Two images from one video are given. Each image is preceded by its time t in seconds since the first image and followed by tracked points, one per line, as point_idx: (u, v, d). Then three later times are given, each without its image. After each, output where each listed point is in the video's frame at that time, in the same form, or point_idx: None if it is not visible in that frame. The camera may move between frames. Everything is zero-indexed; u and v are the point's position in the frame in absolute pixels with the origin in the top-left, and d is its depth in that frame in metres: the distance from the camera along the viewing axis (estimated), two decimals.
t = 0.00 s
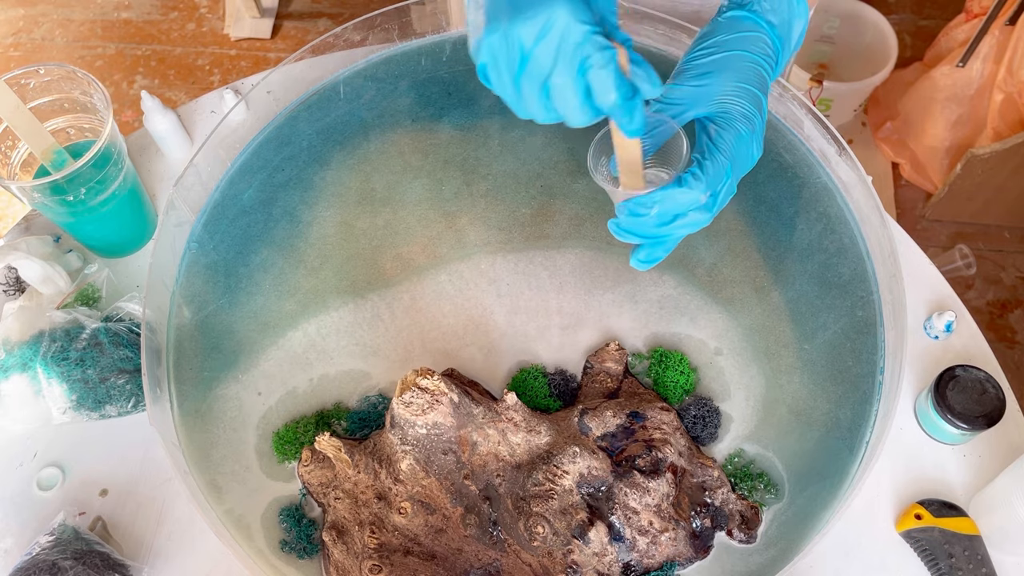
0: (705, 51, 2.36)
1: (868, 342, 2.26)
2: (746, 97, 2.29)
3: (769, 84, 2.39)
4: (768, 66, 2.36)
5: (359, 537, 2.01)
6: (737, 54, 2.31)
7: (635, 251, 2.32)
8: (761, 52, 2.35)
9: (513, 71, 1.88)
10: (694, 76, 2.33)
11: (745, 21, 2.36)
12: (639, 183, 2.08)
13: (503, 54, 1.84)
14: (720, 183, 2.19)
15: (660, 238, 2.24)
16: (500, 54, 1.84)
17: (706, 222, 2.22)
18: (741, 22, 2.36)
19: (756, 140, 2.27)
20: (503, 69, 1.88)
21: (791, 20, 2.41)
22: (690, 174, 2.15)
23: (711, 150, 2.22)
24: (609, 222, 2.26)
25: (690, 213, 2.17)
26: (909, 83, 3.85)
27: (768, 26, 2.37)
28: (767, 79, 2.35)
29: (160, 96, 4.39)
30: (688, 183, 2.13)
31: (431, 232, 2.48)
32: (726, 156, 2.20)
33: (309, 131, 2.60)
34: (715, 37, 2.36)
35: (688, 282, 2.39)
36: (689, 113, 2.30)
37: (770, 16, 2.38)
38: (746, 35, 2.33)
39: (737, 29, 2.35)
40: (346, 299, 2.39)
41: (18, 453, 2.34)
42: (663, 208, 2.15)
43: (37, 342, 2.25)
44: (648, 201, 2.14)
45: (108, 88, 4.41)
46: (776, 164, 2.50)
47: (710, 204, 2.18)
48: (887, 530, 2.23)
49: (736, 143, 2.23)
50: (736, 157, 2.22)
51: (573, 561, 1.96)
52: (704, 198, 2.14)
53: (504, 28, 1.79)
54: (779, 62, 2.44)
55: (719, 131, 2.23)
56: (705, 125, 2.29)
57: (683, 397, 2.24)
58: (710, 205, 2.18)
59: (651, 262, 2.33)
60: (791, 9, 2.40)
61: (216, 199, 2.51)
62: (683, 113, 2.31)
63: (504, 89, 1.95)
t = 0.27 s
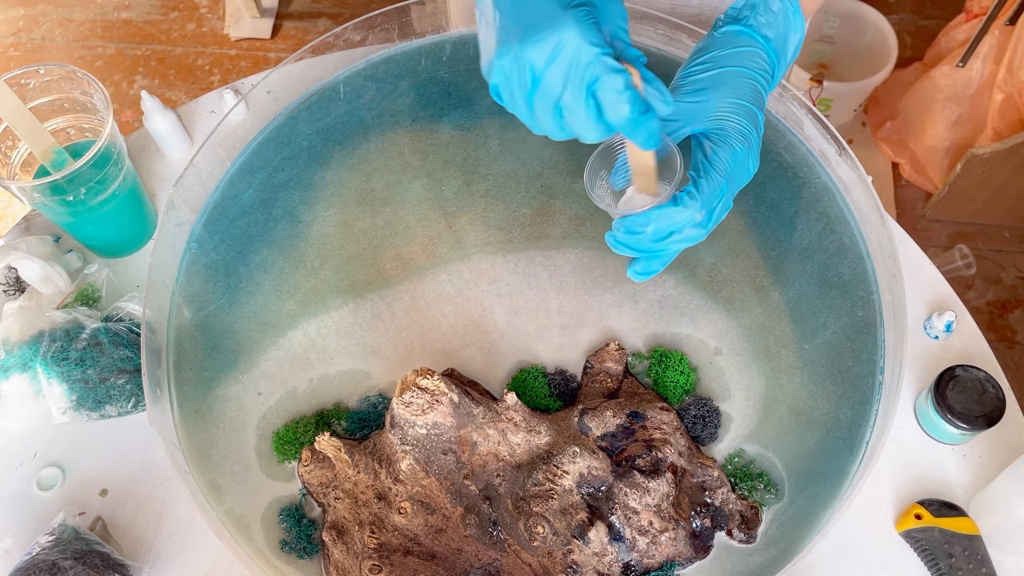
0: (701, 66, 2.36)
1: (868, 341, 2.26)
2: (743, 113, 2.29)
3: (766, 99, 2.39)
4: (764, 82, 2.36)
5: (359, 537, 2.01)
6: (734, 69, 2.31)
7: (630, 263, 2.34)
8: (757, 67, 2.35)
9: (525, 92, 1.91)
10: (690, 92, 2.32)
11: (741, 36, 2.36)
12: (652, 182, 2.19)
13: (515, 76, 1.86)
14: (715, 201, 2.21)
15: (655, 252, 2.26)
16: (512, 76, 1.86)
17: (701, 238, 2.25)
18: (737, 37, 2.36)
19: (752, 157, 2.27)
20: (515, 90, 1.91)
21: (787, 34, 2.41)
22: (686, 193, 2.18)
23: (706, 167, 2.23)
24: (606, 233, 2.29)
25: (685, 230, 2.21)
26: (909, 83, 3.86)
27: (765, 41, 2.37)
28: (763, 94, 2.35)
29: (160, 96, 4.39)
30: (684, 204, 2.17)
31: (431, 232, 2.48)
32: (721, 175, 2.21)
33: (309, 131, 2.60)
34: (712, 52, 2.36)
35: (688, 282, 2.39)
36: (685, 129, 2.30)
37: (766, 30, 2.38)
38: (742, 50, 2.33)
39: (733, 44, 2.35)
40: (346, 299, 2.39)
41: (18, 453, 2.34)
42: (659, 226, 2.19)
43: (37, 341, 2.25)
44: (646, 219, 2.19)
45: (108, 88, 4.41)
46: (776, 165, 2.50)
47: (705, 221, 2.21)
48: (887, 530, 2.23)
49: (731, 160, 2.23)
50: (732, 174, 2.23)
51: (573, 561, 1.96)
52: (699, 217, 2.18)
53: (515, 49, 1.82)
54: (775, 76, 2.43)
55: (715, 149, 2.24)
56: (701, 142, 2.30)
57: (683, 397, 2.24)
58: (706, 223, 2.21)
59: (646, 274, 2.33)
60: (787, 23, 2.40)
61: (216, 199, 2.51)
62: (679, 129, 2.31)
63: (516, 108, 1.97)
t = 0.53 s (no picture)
0: (691, 71, 2.35)
1: (868, 341, 2.26)
2: (732, 119, 2.29)
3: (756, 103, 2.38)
4: (754, 87, 2.35)
5: (359, 537, 2.01)
6: (722, 75, 2.31)
7: (621, 265, 2.33)
8: (746, 72, 2.34)
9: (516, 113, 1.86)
10: (678, 97, 2.31)
11: (731, 41, 2.35)
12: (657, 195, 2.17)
13: (503, 96, 1.80)
14: (704, 208, 2.21)
15: (644, 257, 2.25)
16: (501, 96, 1.81)
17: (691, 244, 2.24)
18: (726, 42, 2.35)
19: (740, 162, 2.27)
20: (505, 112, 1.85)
21: (777, 38, 2.40)
22: (676, 200, 2.17)
23: (694, 173, 2.22)
24: (599, 237, 2.29)
25: (675, 237, 2.20)
26: (909, 83, 3.86)
27: (755, 45, 2.36)
28: (752, 99, 2.35)
29: (160, 96, 4.39)
30: (673, 211, 2.15)
31: (431, 232, 2.48)
32: (709, 181, 2.21)
33: (309, 131, 2.60)
34: (701, 57, 2.35)
35: (688, 282, 2.39)
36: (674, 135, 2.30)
37: (756, 35, 2.36)
38: (732, 55, 2.32)
39: (722, 49, 2.34)
40: (346, 299, 2.39)
41: (18, 453, 2.34)
42: (649, 232, 2.19)
43: (37, 341, 2.25)
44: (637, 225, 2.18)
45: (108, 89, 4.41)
46: (776, 165, 2.50)
47: (695, 227, 2.20)
48: (887, 530, 2.23)
49: (719, 166, 2.22)
50: (720, 180, 2.23)
51: (573, 561, 1.96)
52: (689, 223, 2.17)
53: (502, 71, 1.77)
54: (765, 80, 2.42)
55: (703, 154, 2.23)
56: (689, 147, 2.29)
57: (683, 397, 2.24)
58: (695, 229, 2.20)
59: (636, 277, 2.33)
60: (777, 27, 2.38)
61: (216, 199, 2.51)
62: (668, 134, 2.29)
63: (506, 128, 1.92)
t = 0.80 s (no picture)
0: (692, 66, 2.34)
1: (868, 342, 2.26)
2: (734, 114, 2.29)
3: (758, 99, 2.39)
4: (756, 82, 2.35)
5: (359, 537, 2.01)
6: (724, 70, 2.31)
7: (622, 261, 2.32)
8: (748, 67, 2.34)
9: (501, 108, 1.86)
10: (680, 93, 2.32)
11: (733, 35, 2.35)
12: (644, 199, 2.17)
13: (489, 91, 1.80)
14: (707, 205, 2.21)
15: (646, 254, 2.25)
16: (488, 92, 1.82)
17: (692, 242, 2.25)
18: (728, 36, 2.35)
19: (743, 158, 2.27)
20: (489, 107, 1.86)
21: (778, 32, 2.39)
22: (678, 198, 2.16)
23: (697, 169, 2.23)
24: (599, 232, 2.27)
25: (677, 234, 2.19)
26: (909, 83, 3.86)
27: (756, 40, 2.36)
28: (754, 94, 2.35)
29: (160, 96, 4.39)
30: (676, 209, 2.15)
31: (431, 232, 2.48)
32: (712, 177, 2.21)
33: (309, 131, 2.60)
34: (703, 52, 2.34)
35: (688, 282, 2.39)
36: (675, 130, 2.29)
37: (758, 29, 2.36)
38: (733, 50, 2.32)
39: (724, 43, 2.34)
40: (346, 299, 2.39)
41: (18, 453, 2.34)
42: (651, 231, 2.18)
43: (37, 341, 2.25)
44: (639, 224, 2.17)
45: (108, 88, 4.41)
46: (776, 165, 2.50)
47: (698, 225, 2.20)
48: (887, 530, 2.23)
49: (722, 163, 2.23)
50: (722, 176, 2.23)
51: (573, 561, 1.96)
52: (692, 221, 2.16)
53: (491, 66, 1.77)
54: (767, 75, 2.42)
55: (705, 150, 2.24)
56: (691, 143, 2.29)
57: (683, 397, 2.24)
58: (698, 227, 2.20)
59: (637, 272, 2.33)
60: (779, 21, 2.37)
61: (216, 199, 2.51)
62: (670, 130, 2.29)
63: (490, 122, 1.93)
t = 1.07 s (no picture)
0: (682, 59, 2.34)
1: (868, 342, 2.26)
2: (724, 109, 2.29)
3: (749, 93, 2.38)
4: (747, 76, 2.35)
5: (359, 537, 2.01)
6: (714, 64, 2.30)
7: (605, 251, 2.33)
8: (740, 62, 2.33)
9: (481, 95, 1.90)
10: (670, 86, 2.31)
11: (725, 29, 2.34)
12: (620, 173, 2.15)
13: (472, 76, 1.85)
14: (696, 202, 2.21)
15: (631, 247, 2.26)
16: (470, 77, 1.86)
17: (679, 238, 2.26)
18: (721, 30, 2.34)
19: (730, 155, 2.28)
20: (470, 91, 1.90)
21: (772, 25, 2.38)
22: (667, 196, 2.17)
23: (685, 166, 2.24)
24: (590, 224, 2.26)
25: (664, 232, 2.21)
26: (909, 83, 3.86)
27: (749, 33, 2.35)
28: (745, 89, 2.34)
29: (160, 96, 4.39)
30: (664, 208, 2.16)
31: (431, 232, 2.48)
32: (700, 174, 2.22)
33: (309, 131, 2.60)
34: (694, 45, 2.34)
35: (688, 282, 2.39)
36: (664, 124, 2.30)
37: (751, 22, 2.35)
38: (725, 44, 2.31)
39: (716, 37, 2.33)
40: (346, 299, 2.39)
41: (18, 453, 2.34)
42: (639, 228, 2.19)
43: (37, 341, 2.25)
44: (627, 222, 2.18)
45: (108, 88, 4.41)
46: (776, 164, 2.50)
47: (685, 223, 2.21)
48: (887, 530, 2.22)
49: (710, 159, 2.24)
50: (710, 173, 2.24)
51: (573, 561, 1.96)
52: (679, 219, 2.18)
53: (473, 51, 1.81)
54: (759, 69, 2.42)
55: (694, 147, 2.25)
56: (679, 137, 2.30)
57: (683, 397, 2.24)
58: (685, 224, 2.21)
59: (620, 262, 2.33)
60: (773, 14, 2.36)
61: (216, 199, 2.51)
62: (659, 124, 2.29)
63: (474, 107, 1.97)
